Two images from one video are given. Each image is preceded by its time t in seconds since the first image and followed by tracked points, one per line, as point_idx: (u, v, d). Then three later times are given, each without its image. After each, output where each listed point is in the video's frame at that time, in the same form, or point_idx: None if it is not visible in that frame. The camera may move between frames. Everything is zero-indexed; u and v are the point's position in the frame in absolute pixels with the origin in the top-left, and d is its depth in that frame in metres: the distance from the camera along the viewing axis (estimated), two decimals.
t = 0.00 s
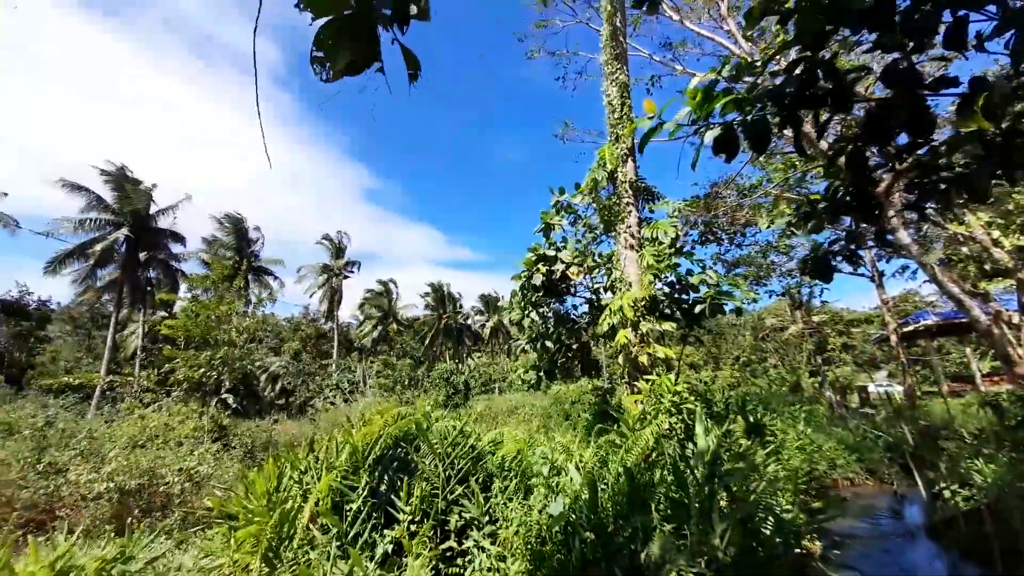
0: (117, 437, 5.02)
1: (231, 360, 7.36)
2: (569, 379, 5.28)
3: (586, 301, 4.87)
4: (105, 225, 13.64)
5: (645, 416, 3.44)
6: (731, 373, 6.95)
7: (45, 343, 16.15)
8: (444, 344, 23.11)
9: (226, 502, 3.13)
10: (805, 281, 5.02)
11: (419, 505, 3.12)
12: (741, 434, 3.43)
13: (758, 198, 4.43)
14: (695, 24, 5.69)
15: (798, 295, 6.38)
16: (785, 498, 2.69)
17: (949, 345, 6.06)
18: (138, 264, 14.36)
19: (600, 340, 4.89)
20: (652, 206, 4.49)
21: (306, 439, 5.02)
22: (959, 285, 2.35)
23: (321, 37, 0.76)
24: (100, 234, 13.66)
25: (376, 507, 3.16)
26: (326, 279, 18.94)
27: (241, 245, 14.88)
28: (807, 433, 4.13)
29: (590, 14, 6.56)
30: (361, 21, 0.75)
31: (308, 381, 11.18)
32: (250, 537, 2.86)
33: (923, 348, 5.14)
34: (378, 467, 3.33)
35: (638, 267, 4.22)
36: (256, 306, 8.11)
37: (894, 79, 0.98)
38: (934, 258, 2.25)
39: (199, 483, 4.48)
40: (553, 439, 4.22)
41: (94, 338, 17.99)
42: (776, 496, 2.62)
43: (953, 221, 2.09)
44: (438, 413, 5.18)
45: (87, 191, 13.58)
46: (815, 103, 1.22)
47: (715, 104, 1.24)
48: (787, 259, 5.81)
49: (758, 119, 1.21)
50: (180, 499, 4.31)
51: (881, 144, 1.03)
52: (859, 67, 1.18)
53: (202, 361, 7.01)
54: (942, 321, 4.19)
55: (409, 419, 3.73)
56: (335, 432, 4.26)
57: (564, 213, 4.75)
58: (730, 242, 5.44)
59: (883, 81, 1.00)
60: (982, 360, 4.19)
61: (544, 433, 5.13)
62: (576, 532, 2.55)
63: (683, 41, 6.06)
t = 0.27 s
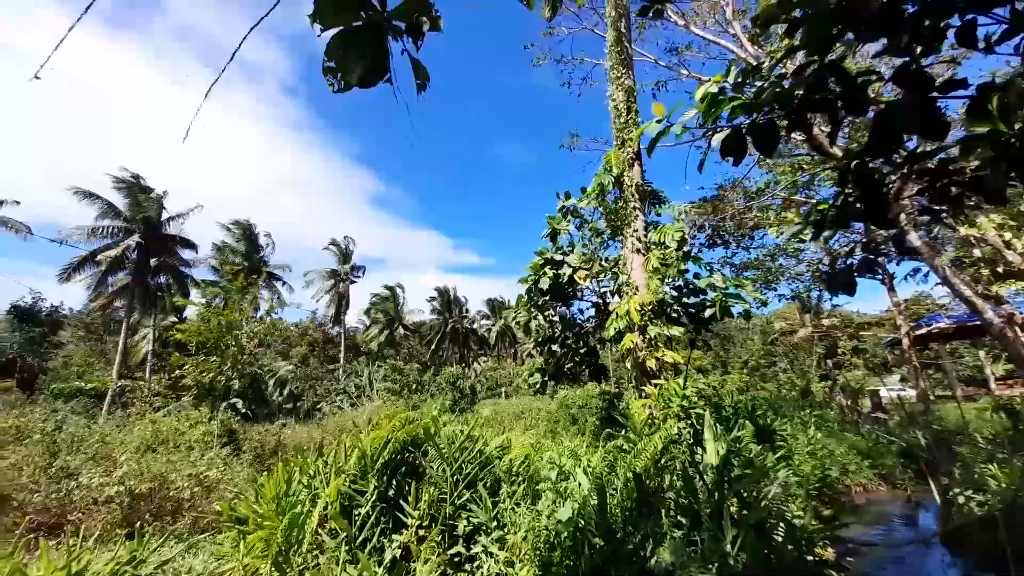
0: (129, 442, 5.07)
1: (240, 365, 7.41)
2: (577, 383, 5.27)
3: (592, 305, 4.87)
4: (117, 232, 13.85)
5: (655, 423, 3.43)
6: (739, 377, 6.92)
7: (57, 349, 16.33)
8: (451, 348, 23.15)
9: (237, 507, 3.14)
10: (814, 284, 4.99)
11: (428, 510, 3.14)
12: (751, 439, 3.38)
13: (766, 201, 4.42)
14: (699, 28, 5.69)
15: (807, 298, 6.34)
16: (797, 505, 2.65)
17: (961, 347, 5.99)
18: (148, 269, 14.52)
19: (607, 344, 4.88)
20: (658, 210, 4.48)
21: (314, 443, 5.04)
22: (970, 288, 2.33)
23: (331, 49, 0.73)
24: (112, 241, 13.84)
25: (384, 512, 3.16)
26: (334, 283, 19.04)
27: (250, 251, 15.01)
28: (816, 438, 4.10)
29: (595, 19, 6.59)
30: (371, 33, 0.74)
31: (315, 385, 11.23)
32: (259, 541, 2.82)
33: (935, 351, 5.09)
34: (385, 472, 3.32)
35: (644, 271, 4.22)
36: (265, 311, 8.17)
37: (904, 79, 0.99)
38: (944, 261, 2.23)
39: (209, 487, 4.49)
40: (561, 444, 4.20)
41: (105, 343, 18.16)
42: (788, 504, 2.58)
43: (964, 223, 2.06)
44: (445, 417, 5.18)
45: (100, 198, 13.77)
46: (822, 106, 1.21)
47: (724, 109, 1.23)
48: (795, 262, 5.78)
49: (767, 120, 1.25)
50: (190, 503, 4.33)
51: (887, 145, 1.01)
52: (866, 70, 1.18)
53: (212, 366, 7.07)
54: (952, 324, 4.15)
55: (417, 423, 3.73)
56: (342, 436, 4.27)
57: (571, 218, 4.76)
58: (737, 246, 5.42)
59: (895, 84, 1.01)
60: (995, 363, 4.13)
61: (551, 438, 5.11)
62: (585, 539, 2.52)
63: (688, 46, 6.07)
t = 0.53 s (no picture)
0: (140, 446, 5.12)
1: (250, 369, 7.45)
2: (586, 390, 5.24)
3: (601, 310, 4.85)
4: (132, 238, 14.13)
5: (664, 431, 3.40)
6: (751, 384, 6.84)
7: (73, 353, 16.56)
8: (459, 353, 23.18)
9: (247, 511, 3.14)
10: (825, 290, 4.94)
11: (436, 516, 3.15)
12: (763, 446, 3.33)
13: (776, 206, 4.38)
14: (708, 34, 5.68)
15: (818, 304, 6.27)
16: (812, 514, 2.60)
17: (977, 355, 5.89)
18: (162, 274, 14.68)
19: (616, 350, 4.85)
20: (667, 215, 4.47)
21: (322, 449, 5.04)
22: (986, 295, 2.29)
23: (344, 59, 0.78)
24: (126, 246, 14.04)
25: (395, 517, 3.18)
26: (343, 288, 19.15)
27: (261, 256, 15.14)
28: (829, 446, 4.04)
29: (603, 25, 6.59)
30: (382, 45, 0.79)
31: (324, 390, 11.26)
32: (270, 545, 2.85)
33: (950, 359, 5.00)
34: (393, 478, 3.33)
35: (653, 277, 4.19)
36: (275, 316, 8.22)
37: (915, 86, 1.00)
38: (959, 267, 2.20)
39: (220, 491, 4.50)
40: (570, 451, 4.17)
41: (120, 346, 18.40)
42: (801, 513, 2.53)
43: (980, 229, 2.03)
44: (452, 423, 5.18)
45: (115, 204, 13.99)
46: (834, 110, 1.21)
47: (734, 112, 1.25)
48: (806, 268, 5.72)
49: (779, 127, 1.24)
50: (202, 507, 4.36)
51: (900, 150, 0.99)
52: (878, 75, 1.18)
53: (223, 370, 7.12)
54: (969, 331, 4.08)
55: (425, 429, 3.73)
56: (351, 441, 4.27)
57: (579, 222, 4.74)
58: (747, 251, 5.38)
59: (906, 93, 1.01)
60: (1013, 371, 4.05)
61: (559, 445, 5.08)
62: (594, 548, 2.48)
63: (697, 51, 6.06)
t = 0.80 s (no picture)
0: (152, 456, 5.15)
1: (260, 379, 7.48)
2: (595, 397, 5.22)
3: (609, 316, 4.83)
4: (145, 249, 14.24)
5: (675, 438, 3.37)
6: (762, 389, 6.77)
7: (86, 364, 16.74)
8: (467, 361, 23.17)
9: (259, 520, 3.15)
10: (836, 294, 4.89)
11: (446, 526, 3.14)
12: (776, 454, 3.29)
13: (785, 210, 4.36)
14: (714, 38, 5.68)
15: (829, 308, 6.20)
16: (827, 522, 2.56)
17: (994, 358, 5.79)
18: (175, 285, 14.84)
19: (624, 356, 4.82)
20: (675, 220, 4.45)
21: (332, 458, 5.05)
22: (1002, 297, 2.25)
23: (358, 75, 0.86)
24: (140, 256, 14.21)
25: (405, 526, 3.17)
26: (351, 297, 19.24)
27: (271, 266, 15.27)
28: (844, 452, 3.98)
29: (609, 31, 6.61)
30: (394, 60, 0.86)
31: (332, 398, 11.29)
32: (282, 555, 2.85)
33: (966, 362, 4.93)
34: (403, 486, 3.32)
35: (662, 282, 4.17)
36: (285, 325, 8.27)
37: (924, 88, 1.00)
38: (973, 270, 2.16)
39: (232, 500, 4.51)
40: (579, 459, 4.14)
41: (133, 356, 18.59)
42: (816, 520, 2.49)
43: (995, 231, 2.00)
44: (462, 431, 5.17)
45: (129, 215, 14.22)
46: (843, 116, 1.22)
47: (740, 120, 1.24)
48: (817, 272, 5.67)
49: (783, 131, 1.25)
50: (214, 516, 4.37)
51: (909, 153, 0.98)
52: (885, 79, 1.18)
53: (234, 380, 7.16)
54: (984, 334, 4.02)
55: (435, 437, 3.72)
56: (361, 450, 4.27)
57: (586, 228, 4.74)
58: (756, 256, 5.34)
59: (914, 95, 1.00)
60: None
61: (569, 452, 5.04)
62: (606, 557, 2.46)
63: (702, 56, 6.06)
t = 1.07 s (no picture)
0: (168, 463, 5.21)
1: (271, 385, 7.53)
2: (606, 403, 5.19)
3: (619, 322, 4.80)
4: (162, 257, 14.67)
5: (688, 445, 3.33)
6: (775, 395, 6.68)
7: (102, 370, 16.98)
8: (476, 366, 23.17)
9: (271, 525, 3.16)
10: (850, 298, 4.83)
11: (457, 532, 3.12)
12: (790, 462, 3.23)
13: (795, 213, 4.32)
14: (721, 42, 5.66)
15: (842, 312, 6.13)
16: (845, 531, 2.51)
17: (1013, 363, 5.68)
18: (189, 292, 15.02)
19: (635, 362, 4.78)
20: (684, 225, 4.43)
21: (343, 463, 5.06)
22: (1022, 301, 2.20)
23: (368, 87, 0.86)
24: (156, 264, 14.45)
25: (416, 533, 3.15)
26: (360, 302, 19.34)
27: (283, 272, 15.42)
28: (861, 460, 3.90)
29: (615, 37, 6.62)
30: (405, 74, 0.86)
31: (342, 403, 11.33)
32: (296, 561, 2.83)
33: (984, 367, 4.83)
34: (414, 493, 3.32)
35: (672, 287, 4.14)
36: (296, 331, 8.34)
37: (936, 90, 0.96)
38: (992, 273, 2.12)
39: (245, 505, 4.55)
40: (590, 466, 4.11)
41: (148, 362, 18.83)
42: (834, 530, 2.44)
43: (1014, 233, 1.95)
44: (472, 437, 5.16)
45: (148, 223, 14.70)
46: (854, 121, 1.17)
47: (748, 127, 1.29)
48: (829, 275, 5.61)
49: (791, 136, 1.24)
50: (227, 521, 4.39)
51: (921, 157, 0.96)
52: (896, 82, 1.16)
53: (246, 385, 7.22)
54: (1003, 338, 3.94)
55: (445, 443, 3.72)
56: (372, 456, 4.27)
57: (595, 233, 4.73)
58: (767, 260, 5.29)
59: (927, 97, 0.98)
60: None
61: (580, 460, 5.00)
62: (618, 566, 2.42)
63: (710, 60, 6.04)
